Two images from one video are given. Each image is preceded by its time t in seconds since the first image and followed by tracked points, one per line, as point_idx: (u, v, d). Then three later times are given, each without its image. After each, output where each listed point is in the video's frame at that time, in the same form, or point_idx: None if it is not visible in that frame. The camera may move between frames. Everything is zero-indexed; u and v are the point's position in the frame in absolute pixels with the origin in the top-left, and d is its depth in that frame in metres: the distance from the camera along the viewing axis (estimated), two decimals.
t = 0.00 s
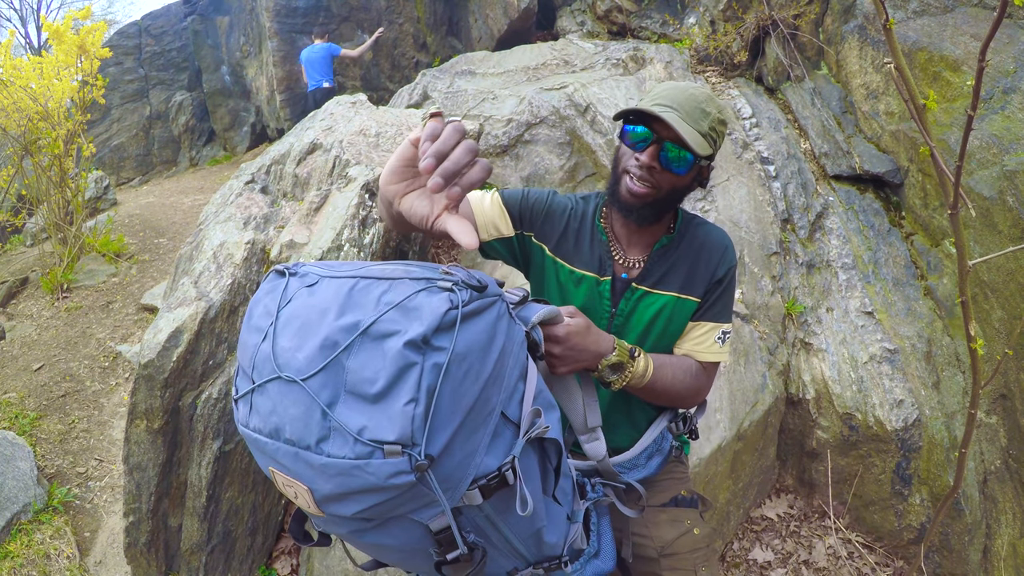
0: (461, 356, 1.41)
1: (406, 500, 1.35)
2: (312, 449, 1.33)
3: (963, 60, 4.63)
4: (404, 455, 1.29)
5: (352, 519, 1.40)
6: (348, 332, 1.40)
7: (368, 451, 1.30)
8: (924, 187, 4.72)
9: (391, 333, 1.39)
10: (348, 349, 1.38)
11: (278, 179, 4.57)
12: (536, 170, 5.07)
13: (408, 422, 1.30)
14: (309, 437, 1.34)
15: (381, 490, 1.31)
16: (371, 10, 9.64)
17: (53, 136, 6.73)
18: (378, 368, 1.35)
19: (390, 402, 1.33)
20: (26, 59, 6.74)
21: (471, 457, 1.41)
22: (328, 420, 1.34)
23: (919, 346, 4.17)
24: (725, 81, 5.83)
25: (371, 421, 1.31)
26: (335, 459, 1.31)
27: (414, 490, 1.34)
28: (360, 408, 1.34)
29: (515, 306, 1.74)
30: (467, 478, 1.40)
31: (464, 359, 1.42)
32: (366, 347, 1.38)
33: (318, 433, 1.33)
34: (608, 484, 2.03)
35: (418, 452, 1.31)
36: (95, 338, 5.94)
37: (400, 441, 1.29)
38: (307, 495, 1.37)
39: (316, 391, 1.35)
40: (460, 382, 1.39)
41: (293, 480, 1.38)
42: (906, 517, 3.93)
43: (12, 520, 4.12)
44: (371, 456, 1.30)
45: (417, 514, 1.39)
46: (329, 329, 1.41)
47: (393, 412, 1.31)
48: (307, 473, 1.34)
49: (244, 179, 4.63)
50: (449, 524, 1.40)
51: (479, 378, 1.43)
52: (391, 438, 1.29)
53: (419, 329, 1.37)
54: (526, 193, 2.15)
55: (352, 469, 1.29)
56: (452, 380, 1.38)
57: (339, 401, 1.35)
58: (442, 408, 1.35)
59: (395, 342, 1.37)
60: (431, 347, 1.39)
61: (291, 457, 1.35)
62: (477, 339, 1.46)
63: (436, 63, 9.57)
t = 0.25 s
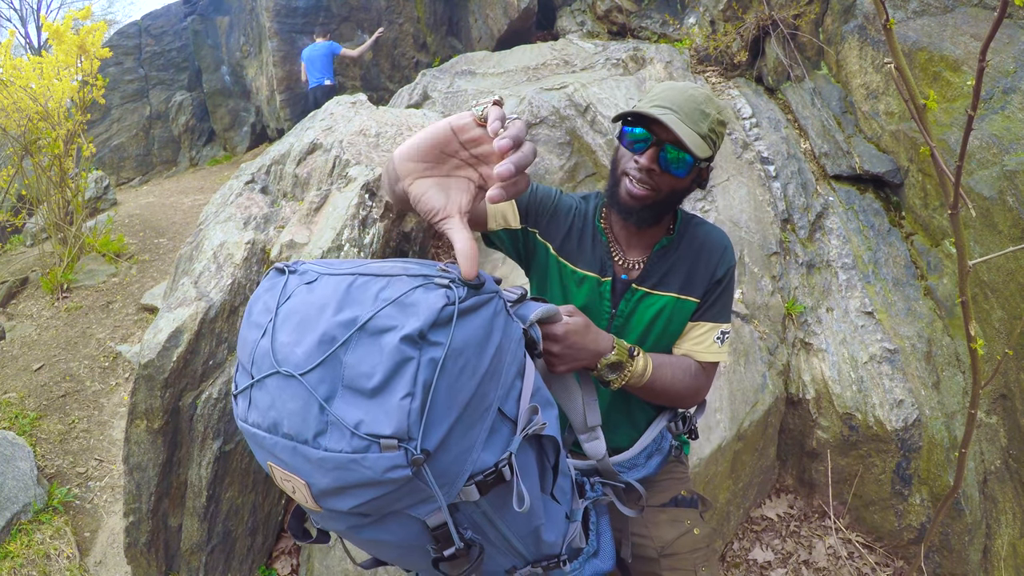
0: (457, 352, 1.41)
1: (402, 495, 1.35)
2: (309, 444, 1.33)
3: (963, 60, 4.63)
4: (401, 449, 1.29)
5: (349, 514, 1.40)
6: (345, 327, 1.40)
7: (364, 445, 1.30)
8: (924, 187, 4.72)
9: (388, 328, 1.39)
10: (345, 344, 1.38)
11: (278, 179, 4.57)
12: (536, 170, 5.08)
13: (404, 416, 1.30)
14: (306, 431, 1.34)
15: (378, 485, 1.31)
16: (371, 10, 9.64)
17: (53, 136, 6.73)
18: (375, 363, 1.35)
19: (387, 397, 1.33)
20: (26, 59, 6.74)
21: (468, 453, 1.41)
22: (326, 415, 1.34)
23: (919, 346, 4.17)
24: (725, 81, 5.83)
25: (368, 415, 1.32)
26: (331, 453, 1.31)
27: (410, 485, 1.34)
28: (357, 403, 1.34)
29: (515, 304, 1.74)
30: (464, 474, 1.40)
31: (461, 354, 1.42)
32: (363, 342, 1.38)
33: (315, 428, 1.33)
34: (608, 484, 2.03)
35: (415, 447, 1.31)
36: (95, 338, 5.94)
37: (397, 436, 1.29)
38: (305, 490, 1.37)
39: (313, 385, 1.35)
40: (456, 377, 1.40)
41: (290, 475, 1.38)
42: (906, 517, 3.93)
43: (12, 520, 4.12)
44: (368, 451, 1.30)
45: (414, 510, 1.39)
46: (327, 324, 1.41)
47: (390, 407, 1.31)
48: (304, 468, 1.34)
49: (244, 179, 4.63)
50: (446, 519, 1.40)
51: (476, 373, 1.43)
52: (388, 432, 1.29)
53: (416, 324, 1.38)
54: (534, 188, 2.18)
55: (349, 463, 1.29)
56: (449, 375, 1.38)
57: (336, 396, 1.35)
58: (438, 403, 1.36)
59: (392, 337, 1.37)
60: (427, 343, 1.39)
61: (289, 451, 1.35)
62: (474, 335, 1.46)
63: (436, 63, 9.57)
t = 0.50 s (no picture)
0: (460, 351, 1.41)
1: (405, 495, 1.35)
2: (312, 444, 1.33)
3: (963, 60, 4.63)
4: (403, 449, 1.29)
5: (351, 514, 1.40)
6: (347, 327, 1.40)
7: (367, 445, 1.30)
8: (924, 187, 4.72)
9: (391, 328, 1.39)
10: (347, 344, 1.38)
11: (278, 179, 4.58)
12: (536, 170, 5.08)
13: (407, 416, 1.30)
14: (308, 431, 1.33)
15: (380, 485, 1.31)
16: (371, 10, 9.64)
17: (53, 136, 6.74)
18: (377, 363, 1.35)
19: (389, 397, 1.33)
20: (26, 59, 6.73)
21: (470, 453, 1.41)
22: (328, 415, 1.34)
23: (919, 346, 4.17)
24: (725, 81, 5.83)
25: (370, 415, 1.32)
26: (334, 453, 1.31)
27: (412, 485, 1.34)
28: (359, 403, 1.34)
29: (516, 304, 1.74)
30: (466, 474, 1.40)
31: (463, 354, 1.42)
32: (365, 342, 1.38)
33: (318, 428, 1.33)
34: (608, 484, 2.03)
35: (417, 447, 1.31)
36: (95, 338, 5.94)
37: (399, 436, 1.29)
38: (306, 490, 1.37)
39: (315, 385, 1.35)
40: (459, 377, 1.40)
41: (292, 475, 1.38)
42: (906, 517, 3.94)
43: (12, 520, 4.12)
44: (370, 451, 1.30)
45: (416, 510, 1.39)
46: (329, 324, 1.41)
47: (393, 407, 1.31)
48: (306, 468, 1.34)
49: (244, 179, 4.63)
50: (448, 520, 1.40)
51: (479, 373, 1.44)
52: (390, 432, 1.29)
53: (419, 324, 1.38)
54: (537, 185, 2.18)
55: (351, 463, 1.29)
56: (452, 375, 1.38)
57: (339, 396, 1.35)
58: (442, 403, 1.36)
59: (394, 337, 1.37)
60: (430, 343, 1.39)
61: (291, 451, 1.35)
62: (476, 335, 1.46)
63: (436, 63, 9.57)
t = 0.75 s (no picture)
0: (463, 353, 1.41)
1: (407, 497, 1.35)
2: (314, 446, 1.33)
3: (963, 60, 4.63)
4: (406, 451, 1.29)
5: (353, 516, 1.40)
6: (350, 328, 1.40)
7: (370, 447, 1.30)
8: (924, 187, 4.72)
9: (393, 329, 1.39)
10: (350, 346, 1.38)
11: (278, 179, 4.58)
12: (536, 170, 5.07)
13: (410, 418, 1.30)
14: (310, 433, 1.33)
15: (383, 487, 1.31)
16: (371, 10, 9.64)
17: (53, 136, 6.74)
18: (380, 365, 1.35)
19: (392, 399, 1.33)
20: (26, 59, 6.73)
21: (473, 455, 1.41)
22: (331, 417, 1.34)
23: (919, 346, 4.17)
24: (725, 81, 5.83)
25: (373, 417, 1.32)
26: (336, 455, 1.31)
27: (415, 487, 1.34)
28: (362, 405, 1.34)
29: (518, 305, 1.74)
30: (469, 475, 1.40)
31: (466, 356, 1.42)
32: (368, 344, 1.38)
33: (320, 430, 1.33)
34: (609, 485, 2.03)
35: (420, 449, 1.31)
36: (95, 338, 5.94)
37: (402, 438, 1.29)
38: (308, 492, 1.37)
39: (318, 387, 1.35)
40: (462, 379, 1.40)
41: (294, 477, 1.38)
42: (906, 517, 3.94)
43: (12, 520, 4.12)
44: (373, 453, 1.30)
45: (418, 512, 1.39)
46: (331, 325, 1.41)
47: (396, 409, 1.31)
48: (309, 470, 1.34)
49: (244, 179, 4.63)
50: (451, 521, 1.40)
51: (481, 375, 1.43)
52: (393, 434, 1.29)
53: (422, 326, 1.38)
54: (540, 185, 2.17)
55: (354, 465, 1.29)
56: (455, 377, 1.38)
57: (341, 398, 1.35)
58: (445, 405, 1.36)
59: (397, 338, 1.37)
60: (433, 344, 1.39)
61: (293, 453, 1.35)
62: (479, 336, 1.46)
63: (436, 63, 9.58)
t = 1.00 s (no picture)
0: (468, 355, 1.41)
1: (411, 500, 1.35)
2: (318, 448, 1.33)
3: (963, 60, 4.63)
4: (411, 454, 1.29)
5: (357, 519, 1.40)
6: (354, 330, 1.40)
7: (374, 450, 1.30)
8: (924, 187, 4.72)
9: (398, 331, 1.39)
10: (354, 348, 1.38)
11: (278, 179, 4.58)
12: (536, 170, 5.07)
13: (415, 421, 1.30)
14: (314, 436, 1.34)
15: (387, 490, 1.31)
16: (371, 10, 9.64)
17: (53, 136, 6.74)
18: (384, 367, 1.35)
19: (397, 401, 1.33)
20: (26, 59, 6.73)
21: (477, 457, 1.41)
22: (334, 419, 1.34)
23: (919, 346, 4.17)
24: (725, 81, 5.82)
25: (377, 420, 1.32)
26: (340, 458, 1.31)
27: (419, 490, 1.34)
28: (366, 407, 1.34)
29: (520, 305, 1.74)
30: (473, 477, 1.40)
31: (471, 358, 1.42)
32: (372, 346, 1.38)
33: (324, 432, 1.33)
34: (609, 484, 2.03)
35: (425, 451, 1.31)
36: (95, 338, 5.94)
37: (407, 441, 1.29)
38: (312, 494, 1.37)
39: (322, 389, 1.35)
40: (466, 381, 1.40)
41: (297, 480, 1.38)
42: (905, 517, 3.94)
43: (12, 520, 4.12)
44: (378, 456, 1.30)
45: (422, 514, 1.39)
46: (335, 327, 1.41)
47: (401, 411, 1.31)
48: (312, 472, 1.34)
49: (245, 179, 4.64)
50: (454, 523, 1.40)
51: (486, 376, 1.43)
52: (398, 437, 1.29)
53: (426, 328, 1.38)
54: (536, 186, 2.15)
55: (358, 468, 1.29)
56: (459, 379, 1.38)
57: (345, 400, 1.35)
58: (450, 407, 1.36)
59: (402, 340, 1.37)
60: (438, 346, 1.39)
61: (296, 456, 1.35)
62: (484, 338, 1.46)
63: (436, 63, 9.59)
